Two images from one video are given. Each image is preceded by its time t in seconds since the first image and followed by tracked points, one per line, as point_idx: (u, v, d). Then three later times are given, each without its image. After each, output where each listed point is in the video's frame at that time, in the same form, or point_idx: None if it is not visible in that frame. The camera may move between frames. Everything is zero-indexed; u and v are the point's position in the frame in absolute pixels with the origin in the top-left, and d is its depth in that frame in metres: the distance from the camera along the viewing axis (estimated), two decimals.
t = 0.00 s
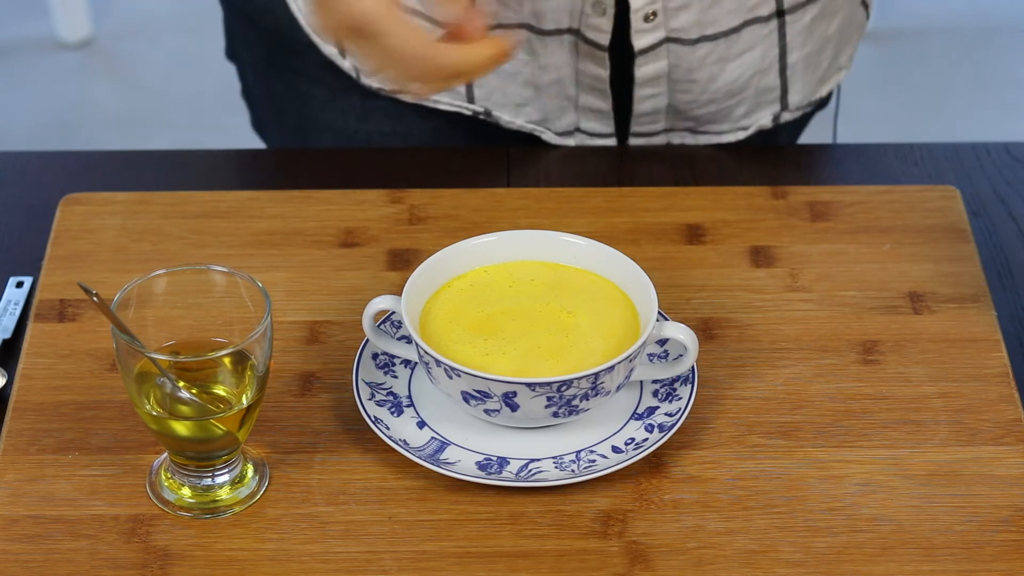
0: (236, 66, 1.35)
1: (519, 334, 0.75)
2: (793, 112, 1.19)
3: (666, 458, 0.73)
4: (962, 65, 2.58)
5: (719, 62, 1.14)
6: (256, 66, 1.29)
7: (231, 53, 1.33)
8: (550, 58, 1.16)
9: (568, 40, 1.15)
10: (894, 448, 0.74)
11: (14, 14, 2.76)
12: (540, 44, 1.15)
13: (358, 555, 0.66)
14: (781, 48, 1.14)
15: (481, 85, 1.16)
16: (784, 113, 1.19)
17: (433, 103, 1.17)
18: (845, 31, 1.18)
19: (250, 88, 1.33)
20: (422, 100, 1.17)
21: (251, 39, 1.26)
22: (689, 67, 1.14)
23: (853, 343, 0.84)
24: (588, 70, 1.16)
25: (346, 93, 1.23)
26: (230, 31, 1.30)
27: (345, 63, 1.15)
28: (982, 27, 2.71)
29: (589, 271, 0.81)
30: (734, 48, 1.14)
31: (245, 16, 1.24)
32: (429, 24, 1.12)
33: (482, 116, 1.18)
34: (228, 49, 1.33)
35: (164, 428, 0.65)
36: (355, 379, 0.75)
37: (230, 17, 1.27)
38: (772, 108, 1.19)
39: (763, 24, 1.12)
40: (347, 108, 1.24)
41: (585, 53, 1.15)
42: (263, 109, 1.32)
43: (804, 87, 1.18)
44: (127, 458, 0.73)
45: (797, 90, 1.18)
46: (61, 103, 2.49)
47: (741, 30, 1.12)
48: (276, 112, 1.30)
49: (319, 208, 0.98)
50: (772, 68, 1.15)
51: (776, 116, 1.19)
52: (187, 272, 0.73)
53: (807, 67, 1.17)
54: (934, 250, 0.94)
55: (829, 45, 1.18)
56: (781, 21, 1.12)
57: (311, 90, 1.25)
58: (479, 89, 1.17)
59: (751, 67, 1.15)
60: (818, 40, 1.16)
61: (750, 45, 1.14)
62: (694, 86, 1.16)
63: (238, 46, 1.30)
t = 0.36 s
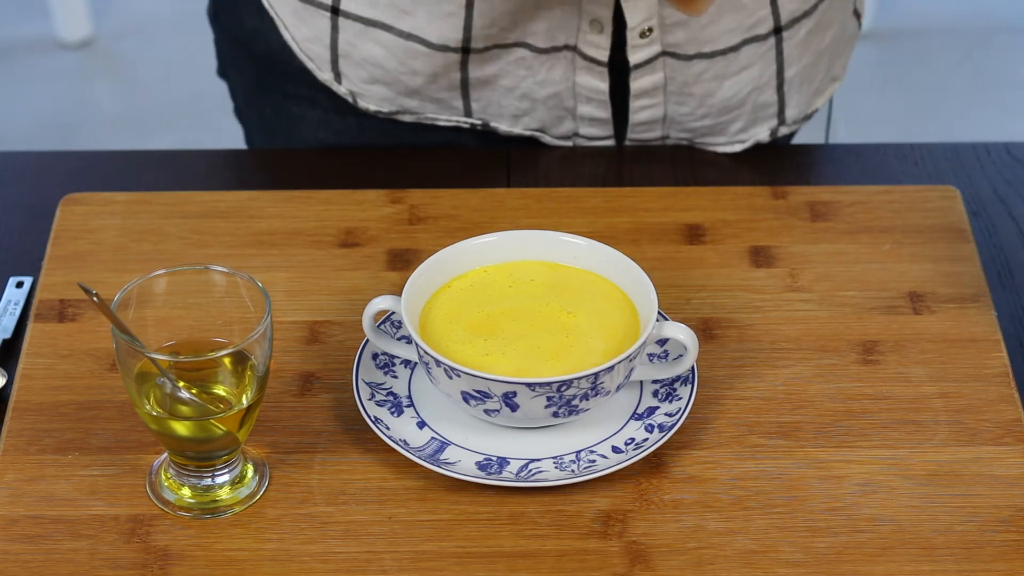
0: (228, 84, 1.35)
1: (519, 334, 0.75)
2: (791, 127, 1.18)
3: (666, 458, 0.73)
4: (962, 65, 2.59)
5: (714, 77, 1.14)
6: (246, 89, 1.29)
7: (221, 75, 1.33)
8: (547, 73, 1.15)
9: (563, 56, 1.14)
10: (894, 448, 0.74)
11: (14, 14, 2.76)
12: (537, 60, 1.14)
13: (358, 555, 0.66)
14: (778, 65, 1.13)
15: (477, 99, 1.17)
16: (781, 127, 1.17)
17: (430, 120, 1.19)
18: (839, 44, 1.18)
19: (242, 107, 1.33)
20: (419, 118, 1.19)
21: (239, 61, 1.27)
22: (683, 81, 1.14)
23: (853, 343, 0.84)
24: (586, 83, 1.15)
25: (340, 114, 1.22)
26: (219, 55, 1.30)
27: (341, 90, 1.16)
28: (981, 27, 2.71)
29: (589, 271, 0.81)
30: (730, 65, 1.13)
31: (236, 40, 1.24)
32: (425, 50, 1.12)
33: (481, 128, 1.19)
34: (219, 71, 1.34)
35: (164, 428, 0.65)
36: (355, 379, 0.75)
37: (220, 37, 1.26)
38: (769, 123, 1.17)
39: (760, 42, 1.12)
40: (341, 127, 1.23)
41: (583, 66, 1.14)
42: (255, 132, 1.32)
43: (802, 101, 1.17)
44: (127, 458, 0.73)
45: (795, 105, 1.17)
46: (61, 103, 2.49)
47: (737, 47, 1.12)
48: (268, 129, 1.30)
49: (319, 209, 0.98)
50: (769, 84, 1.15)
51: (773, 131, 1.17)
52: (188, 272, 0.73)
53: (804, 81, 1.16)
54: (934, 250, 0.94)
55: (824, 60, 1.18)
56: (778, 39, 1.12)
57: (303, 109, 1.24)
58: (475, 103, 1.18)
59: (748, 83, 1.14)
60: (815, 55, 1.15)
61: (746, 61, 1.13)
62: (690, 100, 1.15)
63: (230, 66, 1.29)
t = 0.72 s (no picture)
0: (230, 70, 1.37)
1: (519, 334, 0.75)
2: (783, 110, 1.18)
3: (666, 458, 0.73)
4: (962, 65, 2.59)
5: (707, 66, 1.14)
6: (245, 73, 1.30)
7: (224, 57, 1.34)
8: (537, 69, 1.14)
9: (555, 53, 1.12)
10: (894, 448, 0.74)
11: (14, 14, 2.76)
12: (527, 56, 1.13)
13: (358, 555, 0.66)
14: (769, 50, 1.14)
15: (468, 92, 1.17)
16: (773, 110, 1.18)
17: (422, 109, 1.19)
18: (839, 30, 1.17)
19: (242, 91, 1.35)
20: (410, 107, 1.19)
21: (238, 47, 1.28)
22: (675, 73, 1.14)
23: (853, 343, 0.84)
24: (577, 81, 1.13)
25: (331, 102, 1.23)
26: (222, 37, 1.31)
27: (332, 76, 1.17)
28: (981, 27, 2.71)
29: (589, 271, 0.81)
30: (722, 52, 1.13)
31: (234, 25, 1.25)
32: (414, 40, 1.12)
33: (472, 121, 1.19)
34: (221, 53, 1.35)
35: (164, 427, 0.65)
36: (356, 379, 0.75)
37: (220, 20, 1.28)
38: (761, 107, 1.18)
39: (752, 28, 1.12)
40: (332, 114, 1.24)
41: (573, 64, 1.12)
42: (254, 115, 1.34)
43: (793, 85, 1.17)
44: (127, 458, 0.73)
45: (786, 88, 1.17)
46: (61, 103, 2.49)
47: (727, 34, 1.12)
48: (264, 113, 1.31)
49: (319, 209, 0.98)
50: (760, 69, 1.15)
51: (765, 114, 1.18)
52: (187, 272, 0.73)
53: (797, 67, 1.16)
54: (934, 250, 0.94)
55: (823, 45, 1.16)
56: (769, 25, 1.12)
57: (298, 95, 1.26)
58: (466, 96, 1.18)
59: (740, 70, 1.14)
60: (809, 40, 1.15)
61: (737, 49, 1.13)
62: (683, 90, 1.15)
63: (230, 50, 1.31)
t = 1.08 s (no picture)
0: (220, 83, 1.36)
1: (519, 334, 0.75)
2: (782, 98, 1.20)
3: (666, 458, 0.73)
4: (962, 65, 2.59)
5: (710, 61, 1.14)
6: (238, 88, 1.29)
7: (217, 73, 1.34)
8: (541, 67, 1.13)
9: (559, 49, 1.13)
10: (894, 448, 0.74)
11: (14, 14, 2.76)
12: (532, 55, 1.13)
13: (358, 555, 0.66)
14: (771, 39, 1.14)
15: (472, 96, 1.16)
16: (774, 100, 1.19)
17: (426, 117, 1.17)
18: (841, 18, 1.16)
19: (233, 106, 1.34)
20: (412, 114, 1.17)
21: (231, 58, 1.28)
22: (681, 70, 1.13)
23: (853, 343, 0.84)
24: (580, 75, 1.14)
25: (333, 106, 1.23)
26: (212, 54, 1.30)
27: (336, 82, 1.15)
28: (980, 27, 2.71)
29: (589, 271, 0.81)
30: (726, 45, 1.13)
31: (231, 37, 1.25)
32: (418, 41, 1.12)
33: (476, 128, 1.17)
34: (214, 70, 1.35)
35: (164, 427, 0.65)
36: (355, 379, 0.75)
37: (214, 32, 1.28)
38: (762, 96, 1.19)
39: (754, 18, 1.12)
40: (334, 120, 1.25)
41: (578, 59, 1.13)
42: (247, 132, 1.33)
43: (794, 73, 1.18)
44: (127, 458, 0.73)
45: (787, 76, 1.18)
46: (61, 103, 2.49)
47: (731, 25, 1.12)
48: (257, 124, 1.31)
49: (319, 208, 0.98)
50: (762, 58, 1.15)
51: (766, 102, 1.19)
52: (187, 272, 0.73)
53: (797, 55, 1.16)
54: (934, 250, 0.94)
55: (824, 32, 1.16)
56: (771, 13, 1.12)
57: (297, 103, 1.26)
58: (470, 101, 1.16)
59: (743, 61, 1.15)
60: (810, 28, 1.15)
61: (739, 40, 1.13)
62: (688, 88, 1.15)
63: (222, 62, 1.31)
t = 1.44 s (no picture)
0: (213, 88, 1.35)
1: (519, 334, 0.75)
2: (785, 110, 1.17)
3: (666, 458, 0.73)
4: (962, 65, 2.58)
5: (710, 70, 1.13)
6: (233, 93, 1.29)
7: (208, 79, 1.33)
8: (538, 78, 1.14)
9: (557, 61, 1.13)
10: (894, 448, 0.74)
11: (13, 14, 2.76)
12: (529, 65, 1.13)
13: (358, 555, 0.66)
14: (768, 47, 1.12)
15: (468, 103, 1.16)
16: (775, 112, 1.17)
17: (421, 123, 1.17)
18: (835, 27, 1.15)
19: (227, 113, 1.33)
20: (408, 120, 1.17)
21: (226, 66, 1.27)
22: (680, 80, 1.13)
23: (853, 343, 0.84)
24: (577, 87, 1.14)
25: (330, 115, 1.22)
26: (206, 57, 1.30)
27: (332, 91, 1.14)
28: (981, 27, 2.71)
29: (590, 271, 0.81)
30: (724, 54, 1.12)
31: (224, 44, 1.24)
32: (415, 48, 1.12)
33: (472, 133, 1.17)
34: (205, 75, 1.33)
35: (164, 428, 0.65)
36: (356, 379, 0.75)
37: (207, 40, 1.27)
38: (763, 108, 1.17)
39: (750, 24, 1.11)
40: (331, 129, 1.23)
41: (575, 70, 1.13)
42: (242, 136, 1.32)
43: (794, 83, 1.16)
44: (128, 458, 0.73)
45: (788, 88, 1.16)
46: (60, 104, 2.49)
47: (728, 34, 1.11)
48: (253, 131, 1.30)
49: (319, 209, 0.98)
50: (761, 68, 1.14)
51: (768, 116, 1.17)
52: (187, 272, 0.73)
53: (796, 64, 1.15)
54: (934, 250, 0.94)
55: (821, 41, 1.15)
56: (766, 21, 1.11)
57: (292, 113, 1.25)
58: (466, 108, 1.16)
59: (742, 71, 1.13)
60: (808, 38, 1.14)
61: (738, 49, 1.12)
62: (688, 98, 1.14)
63: (214, 70, 1.30)
